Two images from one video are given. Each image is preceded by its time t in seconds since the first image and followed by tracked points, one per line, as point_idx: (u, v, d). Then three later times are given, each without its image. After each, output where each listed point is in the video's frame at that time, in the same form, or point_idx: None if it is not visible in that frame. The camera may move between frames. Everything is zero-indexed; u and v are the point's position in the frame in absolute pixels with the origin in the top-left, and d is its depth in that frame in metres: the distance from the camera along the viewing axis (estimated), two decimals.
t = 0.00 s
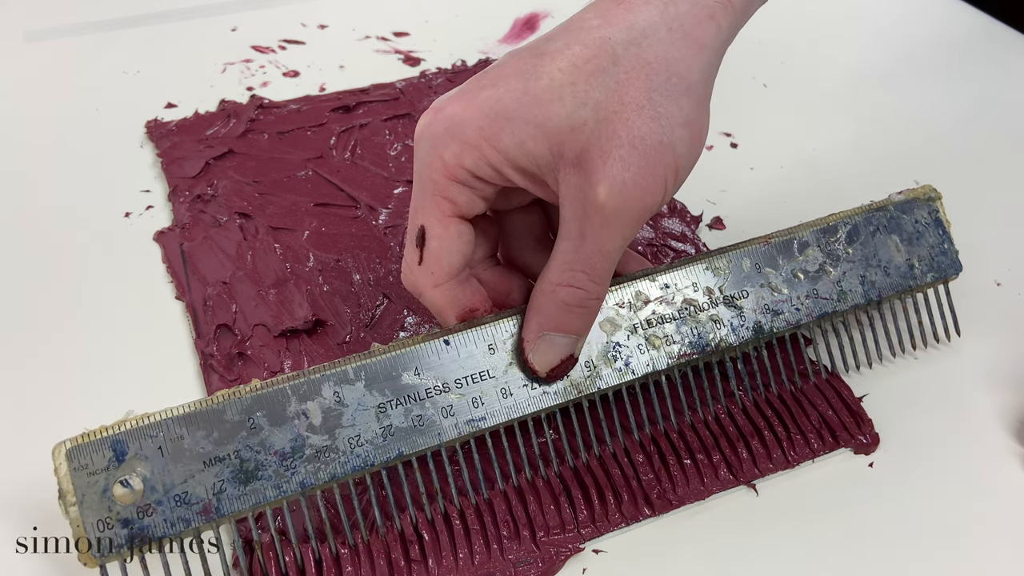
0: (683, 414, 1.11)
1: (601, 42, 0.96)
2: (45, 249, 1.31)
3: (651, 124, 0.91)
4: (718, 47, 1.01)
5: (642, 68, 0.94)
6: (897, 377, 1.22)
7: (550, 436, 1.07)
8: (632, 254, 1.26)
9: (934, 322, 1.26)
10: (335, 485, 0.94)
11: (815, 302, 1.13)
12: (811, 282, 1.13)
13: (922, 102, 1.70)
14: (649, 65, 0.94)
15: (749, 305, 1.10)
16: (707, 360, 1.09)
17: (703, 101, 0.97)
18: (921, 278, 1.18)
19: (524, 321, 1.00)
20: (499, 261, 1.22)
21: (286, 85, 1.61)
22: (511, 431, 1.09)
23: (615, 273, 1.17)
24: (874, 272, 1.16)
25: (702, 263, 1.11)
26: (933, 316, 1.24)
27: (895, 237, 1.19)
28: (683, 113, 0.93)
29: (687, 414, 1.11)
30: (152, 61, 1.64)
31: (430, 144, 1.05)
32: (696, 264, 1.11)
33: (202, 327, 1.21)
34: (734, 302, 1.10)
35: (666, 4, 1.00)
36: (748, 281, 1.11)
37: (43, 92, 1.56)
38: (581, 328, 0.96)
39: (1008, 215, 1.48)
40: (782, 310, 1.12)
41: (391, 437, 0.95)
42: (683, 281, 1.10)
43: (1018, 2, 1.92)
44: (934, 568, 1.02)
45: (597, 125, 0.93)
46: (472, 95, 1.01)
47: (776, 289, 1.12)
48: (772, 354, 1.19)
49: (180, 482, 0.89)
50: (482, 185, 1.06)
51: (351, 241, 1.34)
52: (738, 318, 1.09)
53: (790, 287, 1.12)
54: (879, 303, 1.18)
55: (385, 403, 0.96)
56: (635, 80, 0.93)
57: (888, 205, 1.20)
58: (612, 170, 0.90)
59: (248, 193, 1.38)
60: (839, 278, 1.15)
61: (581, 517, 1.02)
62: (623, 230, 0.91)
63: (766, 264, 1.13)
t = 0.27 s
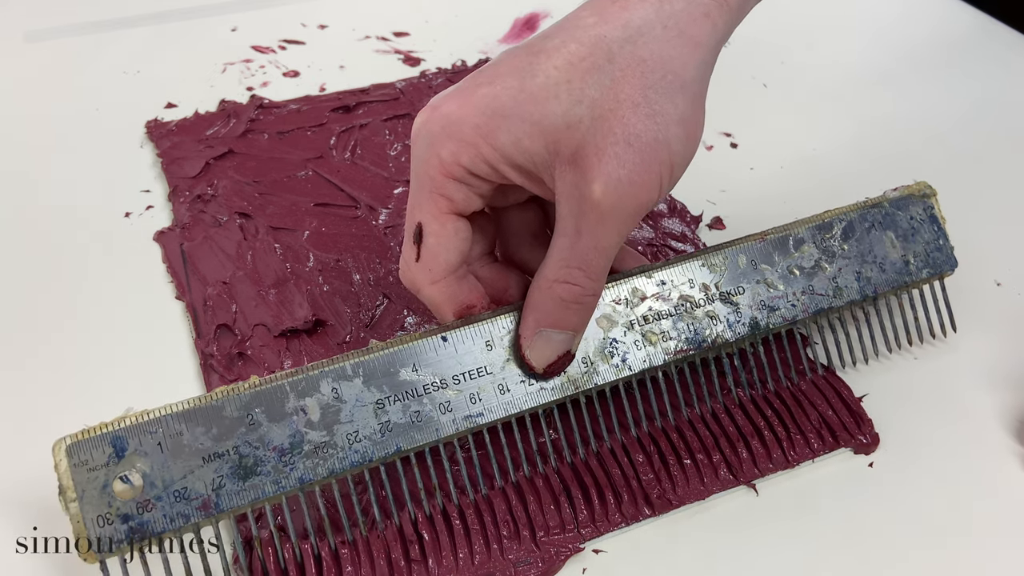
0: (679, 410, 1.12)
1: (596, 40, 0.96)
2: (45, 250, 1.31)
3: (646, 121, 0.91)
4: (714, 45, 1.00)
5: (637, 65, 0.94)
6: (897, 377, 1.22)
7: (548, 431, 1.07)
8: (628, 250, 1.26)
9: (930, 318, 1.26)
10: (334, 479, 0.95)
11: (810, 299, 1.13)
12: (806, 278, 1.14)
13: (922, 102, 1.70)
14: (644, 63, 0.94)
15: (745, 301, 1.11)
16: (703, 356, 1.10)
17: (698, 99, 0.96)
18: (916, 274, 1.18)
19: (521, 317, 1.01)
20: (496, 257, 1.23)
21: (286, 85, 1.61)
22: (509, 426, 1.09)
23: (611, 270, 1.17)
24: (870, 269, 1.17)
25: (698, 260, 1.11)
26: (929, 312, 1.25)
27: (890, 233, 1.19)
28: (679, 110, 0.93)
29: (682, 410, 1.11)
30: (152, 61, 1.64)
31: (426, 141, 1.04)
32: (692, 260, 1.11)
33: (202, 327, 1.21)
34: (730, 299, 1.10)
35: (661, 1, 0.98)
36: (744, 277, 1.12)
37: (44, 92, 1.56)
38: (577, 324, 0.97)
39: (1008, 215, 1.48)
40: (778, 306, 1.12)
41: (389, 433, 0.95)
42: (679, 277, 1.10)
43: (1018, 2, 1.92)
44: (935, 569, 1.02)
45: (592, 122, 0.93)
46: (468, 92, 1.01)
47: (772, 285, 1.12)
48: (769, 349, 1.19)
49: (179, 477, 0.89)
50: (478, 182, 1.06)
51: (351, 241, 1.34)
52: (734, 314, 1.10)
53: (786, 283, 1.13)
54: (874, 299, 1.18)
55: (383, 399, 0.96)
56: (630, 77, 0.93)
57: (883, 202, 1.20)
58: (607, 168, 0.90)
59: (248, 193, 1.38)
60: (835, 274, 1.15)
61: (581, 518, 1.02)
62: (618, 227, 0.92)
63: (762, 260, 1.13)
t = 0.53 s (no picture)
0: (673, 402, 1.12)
1: (587, 32, 0.97)
2: (45, 250, 1.31)
3: (635, 112, 0.92)
4: (703, 37, 1.01)
5: (627, 57, 0.95)
6: (897, 377, 1.22)
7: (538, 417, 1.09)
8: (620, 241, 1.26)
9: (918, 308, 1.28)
10: (328, 466, 0.95)
11: (799, 289, 1.14)
12: (795, 268, 1.15)
13: (922, 102, 1.70)
14: (634, 55, 0.95)
15: (735, 291, 1.11)
16: (693, 345, 1.11)
17: (687, 91, 0.98)
18: (903, 264, 1.20)
19: (513, 307, 1.01)
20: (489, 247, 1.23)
21: (286, 85, 1.61)
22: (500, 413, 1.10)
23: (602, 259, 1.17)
24: (858, 259, 1.18)
25: (687, 251, 1.12)
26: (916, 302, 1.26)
27: (878, 224, 1.20)
28: (668, 102, 0.94)
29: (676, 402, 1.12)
30: (152, 61, 1.64)
31: (418, 132, 1.05)
32: (682, 250, 1.12)
33: (202, 327, 1.21)
34: (720, 289, 1.11)
35: None
36: (734, 267, 1.13)
37: (44, 93, 1.56)
38: (568, 313, 0.98)
39: (1008, 215, 1.48)
40: (767, 296, 1.13)
41: (382, 420, 0.95)
42: (669, 267, 1.10)
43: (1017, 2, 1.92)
44: (935, 569, 1.02)
45: (582, 113, 0.94)
46: (461, 84, 1.02)
47: (761, 275, 1.13)
48: (758, 339, 1.20)
49: (174, 464, 0.89)
50: (471, 172, 1.06)
51: (351, 241, 1.34)
52: (724, 304, 1.11)
53: (775, 274, 1.14)
54: (862, 289, 1.20)
55: (376, 387, 0.96)
56: (619, 69, 0.94)
57: (871, 193, 1.21)
58: (597, 158, 0.91)
59: (248, 193, 1.38)
60: (823, 264, 1.16)
61: (581, 518, 1.02)
62: (608, 217, 0.92)
63: (751, 251, 1.14)
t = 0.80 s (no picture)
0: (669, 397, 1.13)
1: (583, 27, 0.96)
2: (45, 249, 1.31)
3: (631, 106, 0.92)
4: (699, 32, 1.00)
5: (623, 51, 0.94)
6: (896, 377, 1.22)
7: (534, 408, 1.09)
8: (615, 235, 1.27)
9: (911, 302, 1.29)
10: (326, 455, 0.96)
11: (793, 283, 1.15)
12: (789, 263, 1.15)
13: (922, 102, 1.71)
14: (630, 50, 0.94)
15: (729, 285, 1.12)
16: (688, 338, 1.12)
17: (683, 86, 0.97)
18: (896, 259, 1.21)
19: (509, 299, 1.02)
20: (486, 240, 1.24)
21: (286, 85, 1.61)
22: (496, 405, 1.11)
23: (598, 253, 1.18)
24: (851, 254, 1.19)
25: (683, 245, 1.13)
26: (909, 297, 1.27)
27: (872, 220, 1.21)
28: (663, 96, 0.94)
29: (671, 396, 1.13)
30: (152, 61, 1.64)
31: (416, 125, 1.06)
32: (677, 245, 1.13)
33: (202, 327, 1.21)
34: (714, 283, 1.12)
35: None
36: (728, 262, 1.14)
37: (44, 93, 1.56)
38: (564, 305, 0.98)
39: (1008, 215, 1.48)
40: (761, 290, 1.14)
41: (379, 410, 0.97)
42: (664, 261, 1.11)
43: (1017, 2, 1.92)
44: (935, 569, 1.01)
45: (578, 107, 0.94)
46: (458, 77, 1.02)
47: (755, 269, 1.14)
48: (752, 332, 1.21)
49: (174, 452, 0.90)
50: (468, 165, 1.07)
51: (351, 241, 1.34)
52: (718, 297, 1.11)
53: (769, 268, 1.15)
54: (855, 283, 1.21)
55: (374, 377, 0.97)
56: (615, 64, 0.94)
57: (865, 189, 1.22)
58: (592, 152, 0.91)
59: (248, 193, 1.38)
60: (817, 259, 1.17)
61: (581, 518, 1.02)
62: (603, 211, 0.92)
63: (746, 245, 1.15)
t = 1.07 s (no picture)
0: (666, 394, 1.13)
1: (580, 23, 0.97)
2: (45, 250, 1.31)
3: (627, 102, 0.93)
4: (695, 29, 1.01)
5: (619, 48, 0.95)
6: (896, 378, 1.22)
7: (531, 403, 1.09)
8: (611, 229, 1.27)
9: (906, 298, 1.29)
10: (325, 447, 0.97)
11: (788, 278, 1.15)
12: (785, 259, 1.16)
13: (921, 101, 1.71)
14: (626, 46, 0.95)
15: (725, 280, 1.13)
16: (685, 333, 1.12)
17: (679, 82, 0.98)
18: (892, 256, 1.21)
19: (507, 293, 1.02)
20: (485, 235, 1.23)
21: (286, 85, 1.61)
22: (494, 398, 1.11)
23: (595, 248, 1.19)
24: (847, 250, 1.19)
25: (680, 241, 1.13)
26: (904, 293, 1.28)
27: (867, 216, 1.21)
28: (659, 92, 0.94)
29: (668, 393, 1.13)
30: (153, 61, 1.64)
31: (414, 121, 1.06)
32: (673, 240, 1.13)
33: (202, 327, 1.21)
34: (710, 278, 1.12)
35: None
36: (724, 257, 1.14)
37: (44, 93, 1.56)
38: (562, 299, 0.99)
39: (1008, 215, 1.48)
40: (757, 285, 1.14)
41: (377, 403, 0.97)
42: (661, 257, 1.12)
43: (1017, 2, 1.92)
44: (934, 569, 1.02)
45: (575, 103, 0.94)
46: (456, 73, 1.03)
47: (751, 265, 1.14)
48: (748, 328, 1.22)
49: (174, 442, 0.91)
50: (466, 160, 1.07)
51: (351, 241, 1.34)
52: (714, 292, 1.12)
53: (764, 263, 1.15)
54: (851, 280, 1.21)
55: (372, 369, 0.98)
56: (611, 60, 0.95)
57: (859, 185, 1.23)
58: (589, 147, 0.91)
59: (248, 193, 1.38)
60: (813, 255, 1.17)
61: (581, 518, 1.02)
62: (601, 206, 0.93)
63: (742, 241, 1.15)
